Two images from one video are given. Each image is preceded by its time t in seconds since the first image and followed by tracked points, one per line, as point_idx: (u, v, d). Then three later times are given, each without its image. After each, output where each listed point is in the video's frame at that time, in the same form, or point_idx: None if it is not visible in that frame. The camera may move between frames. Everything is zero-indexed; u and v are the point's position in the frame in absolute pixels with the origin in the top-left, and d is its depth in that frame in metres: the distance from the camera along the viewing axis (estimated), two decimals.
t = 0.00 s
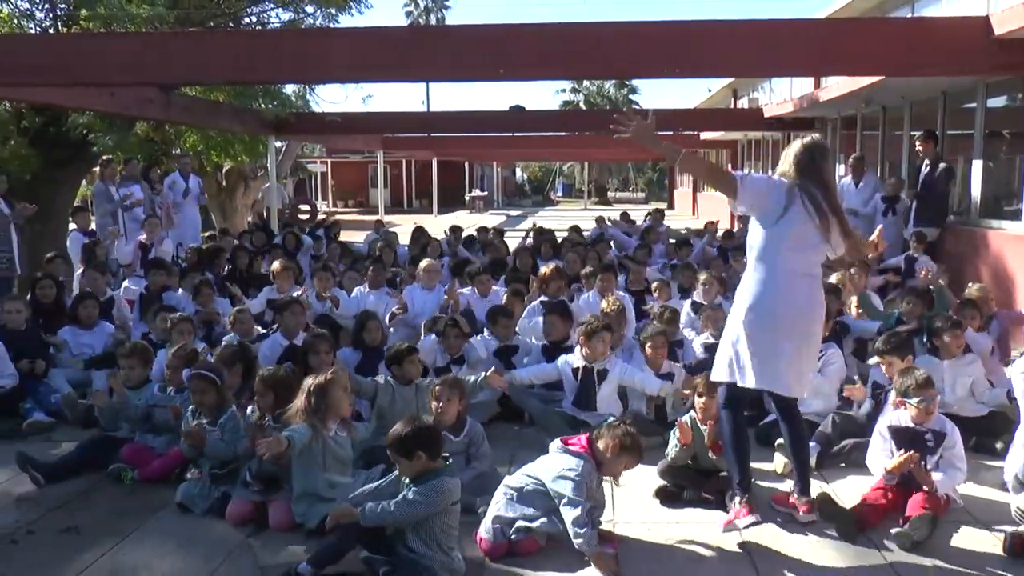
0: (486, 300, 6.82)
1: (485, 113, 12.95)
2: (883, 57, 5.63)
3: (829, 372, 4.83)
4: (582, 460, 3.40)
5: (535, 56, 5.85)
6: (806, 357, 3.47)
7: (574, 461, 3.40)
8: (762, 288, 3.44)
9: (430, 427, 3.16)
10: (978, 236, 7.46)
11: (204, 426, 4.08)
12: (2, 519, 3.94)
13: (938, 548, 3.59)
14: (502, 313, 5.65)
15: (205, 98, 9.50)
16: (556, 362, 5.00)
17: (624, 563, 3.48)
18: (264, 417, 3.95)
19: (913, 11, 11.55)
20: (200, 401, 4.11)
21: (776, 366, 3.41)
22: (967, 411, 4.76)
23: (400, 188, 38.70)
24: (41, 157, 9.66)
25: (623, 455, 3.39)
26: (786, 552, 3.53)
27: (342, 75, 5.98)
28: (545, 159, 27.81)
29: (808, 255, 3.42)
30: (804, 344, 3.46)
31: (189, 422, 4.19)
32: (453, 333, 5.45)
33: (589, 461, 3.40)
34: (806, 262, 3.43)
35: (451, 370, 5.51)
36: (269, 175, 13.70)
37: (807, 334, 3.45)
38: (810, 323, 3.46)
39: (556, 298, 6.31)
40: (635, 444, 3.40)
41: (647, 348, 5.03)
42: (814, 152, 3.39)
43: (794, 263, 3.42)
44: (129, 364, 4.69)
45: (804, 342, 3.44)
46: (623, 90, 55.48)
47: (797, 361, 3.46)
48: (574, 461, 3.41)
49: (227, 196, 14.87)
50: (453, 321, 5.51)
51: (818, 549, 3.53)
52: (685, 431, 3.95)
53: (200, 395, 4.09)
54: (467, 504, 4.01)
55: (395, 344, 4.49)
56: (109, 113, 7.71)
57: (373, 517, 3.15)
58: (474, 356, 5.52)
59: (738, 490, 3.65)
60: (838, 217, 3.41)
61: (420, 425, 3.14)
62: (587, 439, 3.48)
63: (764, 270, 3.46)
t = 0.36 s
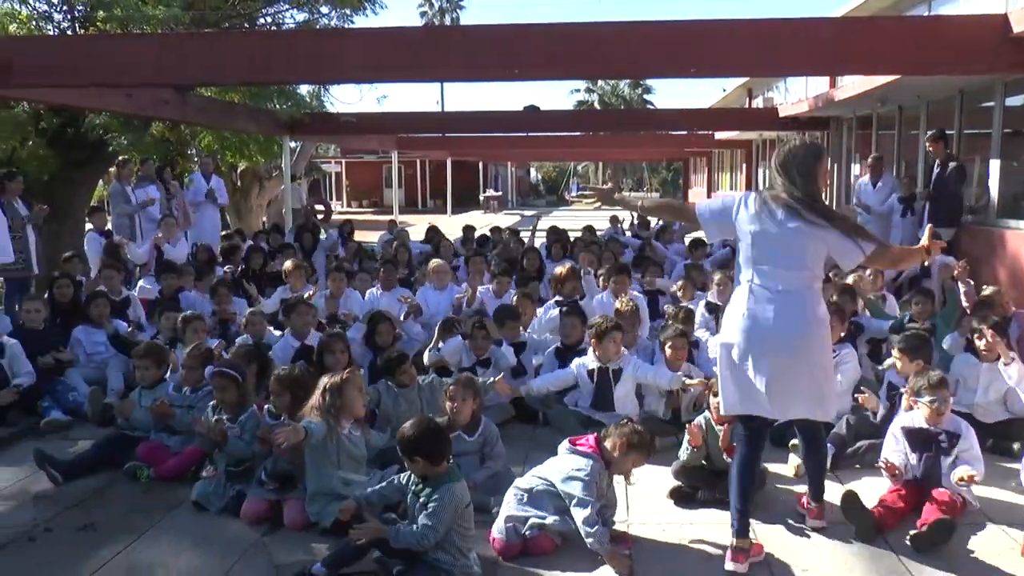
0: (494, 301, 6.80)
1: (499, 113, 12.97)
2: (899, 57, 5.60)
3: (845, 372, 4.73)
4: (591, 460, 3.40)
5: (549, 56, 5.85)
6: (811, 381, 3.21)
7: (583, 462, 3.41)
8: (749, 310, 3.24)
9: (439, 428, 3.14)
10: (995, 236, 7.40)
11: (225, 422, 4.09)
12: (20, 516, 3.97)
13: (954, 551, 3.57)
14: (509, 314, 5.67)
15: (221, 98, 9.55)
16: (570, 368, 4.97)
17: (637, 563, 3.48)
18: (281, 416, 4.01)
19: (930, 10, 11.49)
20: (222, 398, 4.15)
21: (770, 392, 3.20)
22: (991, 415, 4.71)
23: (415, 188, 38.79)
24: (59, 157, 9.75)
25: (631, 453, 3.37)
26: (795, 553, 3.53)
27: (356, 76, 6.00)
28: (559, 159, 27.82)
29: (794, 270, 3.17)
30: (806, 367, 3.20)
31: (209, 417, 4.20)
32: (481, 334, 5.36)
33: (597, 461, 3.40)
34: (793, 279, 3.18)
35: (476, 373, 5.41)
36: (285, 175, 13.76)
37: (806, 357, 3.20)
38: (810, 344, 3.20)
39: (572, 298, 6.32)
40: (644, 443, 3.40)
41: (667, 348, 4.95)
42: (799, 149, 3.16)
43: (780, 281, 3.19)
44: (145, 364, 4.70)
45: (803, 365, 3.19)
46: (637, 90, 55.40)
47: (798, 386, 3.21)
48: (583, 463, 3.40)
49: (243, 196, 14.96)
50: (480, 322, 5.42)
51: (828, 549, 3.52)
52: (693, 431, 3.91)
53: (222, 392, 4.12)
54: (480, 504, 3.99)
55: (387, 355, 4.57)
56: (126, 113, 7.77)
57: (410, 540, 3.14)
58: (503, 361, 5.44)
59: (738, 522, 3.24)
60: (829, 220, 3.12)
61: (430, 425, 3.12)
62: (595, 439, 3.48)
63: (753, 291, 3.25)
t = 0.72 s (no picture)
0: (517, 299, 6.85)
1: (512, 113, 12.97)
2: (913, 56, 5.57)
3: (858, 376, 4.66)
4: (601, 464, 3.39)
5: (561, 56, 5.85)
6: (796, 398, 2.95)
7: (595, 465, 3.40)
8: (737, 322, 3.09)
9: (454, 427, 3.16)
10: (1011, 237, 7.35)
11: (237, 419, 4.10)
12: (35, 514, 4.00)
13: (971, 554, 3.54)
14: (518, 312, 5.66)
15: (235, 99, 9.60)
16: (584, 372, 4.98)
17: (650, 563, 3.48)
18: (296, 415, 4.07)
19: (945, 8, 11.41)
20: (234, 395, 4.14)
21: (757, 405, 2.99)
22: (1007, 418, 4.67)
23: (427, 188, 38.85)
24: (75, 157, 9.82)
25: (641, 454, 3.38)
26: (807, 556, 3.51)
27: (369, 76, 6.01)
28: (572, 159, 27.80)
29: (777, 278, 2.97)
30: (789, 382, 2.96)
31: (223, 415, 4.22)
32: (491, 333, 5.34)
33: (609, 464, 3.38)
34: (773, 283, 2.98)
35: (486, 372, 5.43)
36: (298, 175, 13.81)
37: (788, 370, 2.96)
38: (793, 356, 2.95)
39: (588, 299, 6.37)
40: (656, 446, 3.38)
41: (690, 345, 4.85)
42: (814, 156, 2.88)
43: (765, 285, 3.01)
44: (157, 364, 4.71)
45: (785, 378, 2.96)
46: (650, 90, 55.29)
47: (784, 403, 2.97)
48: (593, 466, 3.40)
49: (256, 196, 15.02)
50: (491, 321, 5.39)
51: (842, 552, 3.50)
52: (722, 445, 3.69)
53: (234, 387, 4.11)
54: (494, 504, 3.99)
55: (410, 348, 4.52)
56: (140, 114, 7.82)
57: (428, 541, 3.13)
58: (515, 361, 5.44)
59: (751, 527, 3.14)
60: (820, 232, 2.82)
61: (447, 426, 3.14)
62: (606, 441, 3.46)
63: (743, 302, 3.10)
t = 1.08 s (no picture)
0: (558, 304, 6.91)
1: (533, 113, 12.97)
2: (939, 55, 5.51)
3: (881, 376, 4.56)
4: (619, 454, 3.38)
5: (583, 56, 5.84)
6: (810, 425, 2.58)
7: (613, 456, 3.39)
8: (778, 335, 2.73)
9: (483, 427, 3.14)
10: None
11: (262, 416, 4.11)
12: (60, 510, 4.03)
13: (995, 558, 3.49)
14: (543, 312, 5.64)
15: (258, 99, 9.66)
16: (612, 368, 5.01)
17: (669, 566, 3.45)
18: (318, 412, 4.07)
19: (971, 7, 11.29)
20: (257, 392, 4.12)
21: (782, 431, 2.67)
22: None
23: (449, 188, 38.92)
24: (100, 157, 9.92)
25: (643, 430, 3.36)
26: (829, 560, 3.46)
27: (390, 76, 6.02)
28: (593, 159, 27.76)
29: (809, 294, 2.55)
30: (808, 406, 2.59)
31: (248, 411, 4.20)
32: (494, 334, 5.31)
33: (626, 455, 3.38)
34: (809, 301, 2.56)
35: (495, 370, 5.41)
36: (320, 174, 13.88)
37: (805, 392, 2.59)
38: (811, 379, 2.57)
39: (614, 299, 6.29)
40: (653, 423, 3.36)
41: (695, 347, 4.83)
42: (885, 158, 2.41)
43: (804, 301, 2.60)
44: (179, 362, 4.74)
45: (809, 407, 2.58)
46: (672, 89, 55.09)
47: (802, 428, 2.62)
48: (614, 458, 3.37)
49: (278, 196, 15.12)
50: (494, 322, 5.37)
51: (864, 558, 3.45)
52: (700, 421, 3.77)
53: (257, 384, 4.09)
54: (515, 503, 3.98)
55: (444, 347, 4.44)
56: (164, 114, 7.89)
57: (451, 537, 3.15)
58: (522, 358, 5.46)
59: (772, 538, 3.01)
60: (856, 241, 2.33)
61: (472, 428, 3.12)
62: (622, 434, 3.46)
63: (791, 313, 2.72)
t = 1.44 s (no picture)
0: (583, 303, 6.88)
1: (555, 113, 12.97)
2: (967, 53, 5.44)
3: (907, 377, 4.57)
4: (621, 441, 3.47)
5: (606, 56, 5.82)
6: (882, 447, 2.34)
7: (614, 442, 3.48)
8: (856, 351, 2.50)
9: (504, 428, 3.16)
10: None
11: (286, 414, 4.14)
12: (87, 506, 4.08)
13: None
14: (566, 313, 5.62)
15: (282, 99, 9.73)
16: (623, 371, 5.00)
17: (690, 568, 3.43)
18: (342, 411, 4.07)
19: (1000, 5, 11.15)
20: (281, 389, 4.15)
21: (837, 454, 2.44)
22: None
23: (472, 188, 39.00)
24: (127, 157, 10.03)
25: (643, 417, 3.44)
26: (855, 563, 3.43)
27: (413, 77, 6.04)
28: (616, 158, 27.72)
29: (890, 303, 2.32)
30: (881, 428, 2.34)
31: (272, 409, 4.24)
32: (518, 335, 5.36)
33: (628, 441, 3.47)
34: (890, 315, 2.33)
35: (519, 370, 5.36)
36: (344, 174, 13.97)
37: (882, 411, 2.33)
38: (894, 396, 2.31)
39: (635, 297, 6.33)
40: (647, 409, 3.43)
41: (709, 348, 4.83)
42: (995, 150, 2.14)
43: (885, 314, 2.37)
44: (203, 360, 4.77)
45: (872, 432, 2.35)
46: (696, 88, 54.84)
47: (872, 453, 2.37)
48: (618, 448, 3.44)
49: (302, 195, 15.22)
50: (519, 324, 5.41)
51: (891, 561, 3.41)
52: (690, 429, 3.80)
53: (281, 381, 4.12)
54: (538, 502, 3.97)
55: (462, 345, 4.43)
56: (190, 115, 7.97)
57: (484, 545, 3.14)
58: (547, 359, 5.37)
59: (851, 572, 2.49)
60: (946, 245, 2.12)
61: (490, 428, 3.13)
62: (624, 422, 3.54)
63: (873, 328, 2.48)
